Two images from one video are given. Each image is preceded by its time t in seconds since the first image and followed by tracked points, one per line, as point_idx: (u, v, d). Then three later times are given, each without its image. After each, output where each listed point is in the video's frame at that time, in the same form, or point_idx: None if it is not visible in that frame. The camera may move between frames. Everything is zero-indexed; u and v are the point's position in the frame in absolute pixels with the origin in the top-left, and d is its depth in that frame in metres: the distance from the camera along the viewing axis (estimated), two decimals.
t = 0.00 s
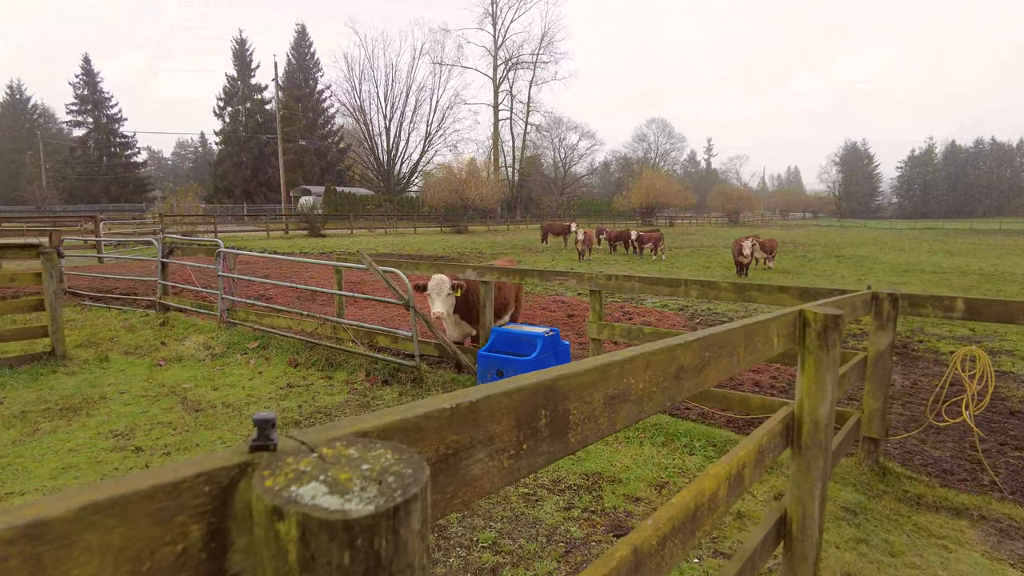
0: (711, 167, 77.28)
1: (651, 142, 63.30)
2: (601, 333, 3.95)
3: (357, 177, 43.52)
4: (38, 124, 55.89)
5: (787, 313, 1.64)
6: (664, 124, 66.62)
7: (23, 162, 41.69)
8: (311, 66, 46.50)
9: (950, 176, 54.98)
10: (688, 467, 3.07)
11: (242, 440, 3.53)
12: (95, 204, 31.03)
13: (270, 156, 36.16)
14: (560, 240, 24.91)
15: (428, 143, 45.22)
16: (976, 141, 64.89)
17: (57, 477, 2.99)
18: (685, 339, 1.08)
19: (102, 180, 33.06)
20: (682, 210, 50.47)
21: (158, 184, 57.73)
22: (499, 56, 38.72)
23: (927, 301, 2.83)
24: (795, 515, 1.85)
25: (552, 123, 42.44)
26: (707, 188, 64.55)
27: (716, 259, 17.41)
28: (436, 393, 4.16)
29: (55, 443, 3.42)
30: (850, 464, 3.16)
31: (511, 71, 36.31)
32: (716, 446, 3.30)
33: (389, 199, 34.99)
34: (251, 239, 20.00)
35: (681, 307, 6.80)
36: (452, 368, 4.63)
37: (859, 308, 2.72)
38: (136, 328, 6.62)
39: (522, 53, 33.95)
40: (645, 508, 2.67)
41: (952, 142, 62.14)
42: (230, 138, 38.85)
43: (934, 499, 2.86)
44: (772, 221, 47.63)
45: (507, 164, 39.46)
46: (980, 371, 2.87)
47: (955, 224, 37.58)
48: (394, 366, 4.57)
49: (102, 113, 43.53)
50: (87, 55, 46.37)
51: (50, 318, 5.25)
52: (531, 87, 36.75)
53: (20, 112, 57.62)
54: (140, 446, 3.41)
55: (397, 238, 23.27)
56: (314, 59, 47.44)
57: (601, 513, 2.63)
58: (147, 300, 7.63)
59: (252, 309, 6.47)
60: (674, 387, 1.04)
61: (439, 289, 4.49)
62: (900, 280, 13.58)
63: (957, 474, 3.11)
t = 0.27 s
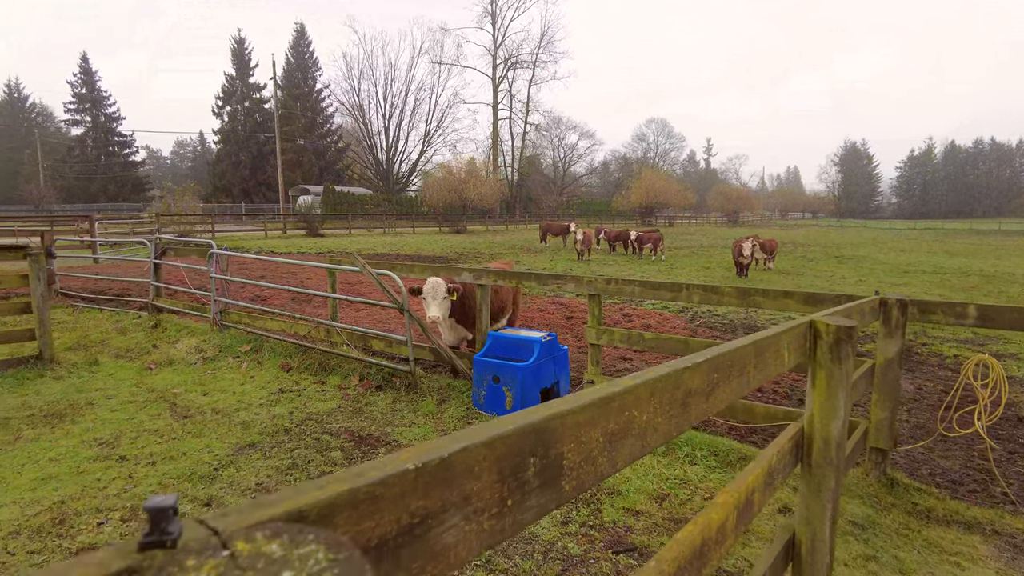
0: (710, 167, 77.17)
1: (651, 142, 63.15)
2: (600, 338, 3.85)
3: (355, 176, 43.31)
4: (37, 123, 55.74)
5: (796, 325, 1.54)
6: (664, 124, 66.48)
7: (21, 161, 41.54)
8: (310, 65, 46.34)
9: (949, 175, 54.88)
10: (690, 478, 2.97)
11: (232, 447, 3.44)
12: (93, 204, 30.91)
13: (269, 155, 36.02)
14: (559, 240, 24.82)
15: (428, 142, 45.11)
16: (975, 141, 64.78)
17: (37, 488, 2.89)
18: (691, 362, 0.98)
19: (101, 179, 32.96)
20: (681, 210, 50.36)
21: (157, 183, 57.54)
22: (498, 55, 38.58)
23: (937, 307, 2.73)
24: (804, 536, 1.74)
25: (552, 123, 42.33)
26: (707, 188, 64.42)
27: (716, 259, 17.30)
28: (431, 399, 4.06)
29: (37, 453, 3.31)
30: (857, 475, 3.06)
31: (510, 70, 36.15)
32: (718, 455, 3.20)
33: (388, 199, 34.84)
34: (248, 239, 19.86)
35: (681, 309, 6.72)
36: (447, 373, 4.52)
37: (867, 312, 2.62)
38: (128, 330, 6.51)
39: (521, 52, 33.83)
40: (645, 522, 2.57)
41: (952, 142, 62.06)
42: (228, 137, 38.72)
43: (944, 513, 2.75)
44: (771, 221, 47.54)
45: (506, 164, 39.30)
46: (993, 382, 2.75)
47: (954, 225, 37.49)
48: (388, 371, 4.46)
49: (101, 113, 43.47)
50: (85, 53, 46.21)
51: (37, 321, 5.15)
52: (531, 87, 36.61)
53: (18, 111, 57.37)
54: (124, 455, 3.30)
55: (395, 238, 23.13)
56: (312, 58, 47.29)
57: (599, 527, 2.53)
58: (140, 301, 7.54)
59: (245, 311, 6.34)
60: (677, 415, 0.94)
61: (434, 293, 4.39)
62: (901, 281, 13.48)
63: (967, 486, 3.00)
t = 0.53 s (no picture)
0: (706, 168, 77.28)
1: (647, 142, 63.15)
2: (596, 342, 3.75)
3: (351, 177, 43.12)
4: (31, 123, 55.37)
5: (808, 333, 1.44)
6: (660, 125, 66.45)
7: (14, 162, 41.21)
8: (306, 65, 46.16)
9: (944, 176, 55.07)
10: (689, 487, 2.87)
11: (218, 456, 3.32)
12: (86, 206, 30.62)
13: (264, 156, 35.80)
14: (556, 241, 24.73)
15: (424, 143, 44.94)
16: (970, 142, 65.05)
17: (10, 501, 2.76)
18: (698, 381, 0.89)
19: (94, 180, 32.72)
20: (678, 211, 50.38)
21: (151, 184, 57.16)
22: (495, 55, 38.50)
23: (945, 311, 2.65)
24: (812, 557, 1.64)
25: (548, 123, 42.25)
26: (704, 189, 64.46)
27: (713, 260, 17.24)
28: (423, 405, 3.95)
29: (15, 463, 3.19)
30: (862, 484, 2.97)
31: (507, 71, 36.08)
32: (718, 463, 3.10)
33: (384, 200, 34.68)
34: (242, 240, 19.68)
35: (679, 311, 6.63)
36: (440, 378, 4.42)
37: (873, 317, 2.53)
38: (116, 334, 6.37)
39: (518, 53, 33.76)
40: (643, 535, 2.47)
41: (946, 143, 62.37)
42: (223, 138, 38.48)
43: (953, 524, 2.65)
44: (767, 222, 47.59)
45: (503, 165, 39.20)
46: (1005, 388, 2.66)
47: (949, 225, 37.58)
48: (379, 376, 4.35)
49: (95, 113, 43.17)
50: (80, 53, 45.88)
51: (20, 324, 5.01)
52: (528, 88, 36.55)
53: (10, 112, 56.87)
54: (104, 464, 3.17)
55: (391, 240, 22.98)
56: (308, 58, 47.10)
57: (596, 542, 2.43)
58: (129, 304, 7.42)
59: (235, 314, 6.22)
60: (684, 441, 0.85)
61: (427, 296, 4.29)
62: (898, 282, 13.45)
63: (975, 495, 2.92)
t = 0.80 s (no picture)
0: (704, 168, 77.40)
1: (645, 143, 63.18)
2: (592, 343, 3.69)
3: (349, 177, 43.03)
4: (26, 124, 55.12)
5: (810, 334, 1.38)
6: (657, 125, 66.49)
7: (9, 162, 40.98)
8: (303, 65, 46.03)
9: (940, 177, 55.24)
10: (687, 491, 2.81)
11: (205, 460, 3.25)
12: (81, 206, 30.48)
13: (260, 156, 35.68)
14: (553, 242, 24.69)
15: (421, 143, 44.87)
16: (965, 143, 65.25)
17: None
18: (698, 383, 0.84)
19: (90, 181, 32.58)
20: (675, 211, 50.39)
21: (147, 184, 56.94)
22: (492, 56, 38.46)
23: (948, 311, 2.60)
24: (814, 565, 1.59)
25: (545, 124, 42.21)
26: (701, 189, 64.50)
27: (710, 260, 17.20)
28: (417, 407, 3.89)
29: None
30: (863, 487, 2.91)
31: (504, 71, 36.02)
32: (716, 466, 3.04)
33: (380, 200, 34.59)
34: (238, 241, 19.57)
35: (676, 312, 6.58)
36: (434, 380, 4.36)
37: (875, 316, 2.48)
38: (107, 335, 6.29)
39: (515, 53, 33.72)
40: (640, 541, 2.41)
41: (942, 143, 62.57)
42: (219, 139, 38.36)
43: (957, 527, 2.60)
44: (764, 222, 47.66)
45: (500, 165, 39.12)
46: (1008, 388, 2.61)
47: (945, 225, 37.69)
48: (373, 378, 4.28)
49: (91, 113, 42.98)
50: (76, 54, 45.69)
51: (8, 325, 4.93)
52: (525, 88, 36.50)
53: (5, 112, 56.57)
54: (89, 469, 3.10)
55: (387, 240, 22.90)
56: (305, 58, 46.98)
57: (591, 548, 2.37)
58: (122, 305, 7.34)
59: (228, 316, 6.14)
60: (681, 449, 0.80)
61: (420, 296, 4.23)
62: (896, 282, 13.43)
63: (977, 498, 2.87)
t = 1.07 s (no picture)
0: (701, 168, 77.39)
1: (643, 143, 63.15)
2: (587, 343, 3.63)
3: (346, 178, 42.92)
4: (22, 124, 54.90)
5: (805, 333, 1.32)
6: (655, 125, 66.46)
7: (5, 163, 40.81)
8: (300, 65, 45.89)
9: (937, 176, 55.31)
10: (683, 494, 2.75)
11: (192, 463, 3.18)
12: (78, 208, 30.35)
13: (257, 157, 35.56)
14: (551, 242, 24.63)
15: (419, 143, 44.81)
16: (963, 143, 65.32)
17: None
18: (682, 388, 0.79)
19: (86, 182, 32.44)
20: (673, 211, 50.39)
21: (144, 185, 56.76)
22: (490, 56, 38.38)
23: (947, 309, 2.55)
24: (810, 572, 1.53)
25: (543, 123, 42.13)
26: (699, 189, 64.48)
27: (708, 259, 17.16)
28: (409, 409, 3.83)
29: None
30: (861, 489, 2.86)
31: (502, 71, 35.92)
32: (712, 468, 2.99)
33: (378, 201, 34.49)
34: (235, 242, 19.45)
35: (673, 311, 6.52)
36: (427, 381, 4.30)
37: (874, 315, 2.43)
38: (98, 336, 6.21)
39: (513, 53, 33.64)
40: (634, 546, 2.35)
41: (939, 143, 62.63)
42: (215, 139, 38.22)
43: (956, 531, 2.55)
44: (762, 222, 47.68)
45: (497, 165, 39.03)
46: (1010, 388, 2.56)
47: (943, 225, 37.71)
48: (365, 379, 4.22)
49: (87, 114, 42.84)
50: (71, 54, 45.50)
51: None
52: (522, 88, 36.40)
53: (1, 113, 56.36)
54: (72, 473, 3.03)
55: (385, 241, 22.83)
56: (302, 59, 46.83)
57: (584, 553, 2.32)
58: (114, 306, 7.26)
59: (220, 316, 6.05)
60: (661, 460, 0.76)
61: (412, 296, 4.17)
62: (893, 282, 13.38)
63: (979, 500, 2.82)
